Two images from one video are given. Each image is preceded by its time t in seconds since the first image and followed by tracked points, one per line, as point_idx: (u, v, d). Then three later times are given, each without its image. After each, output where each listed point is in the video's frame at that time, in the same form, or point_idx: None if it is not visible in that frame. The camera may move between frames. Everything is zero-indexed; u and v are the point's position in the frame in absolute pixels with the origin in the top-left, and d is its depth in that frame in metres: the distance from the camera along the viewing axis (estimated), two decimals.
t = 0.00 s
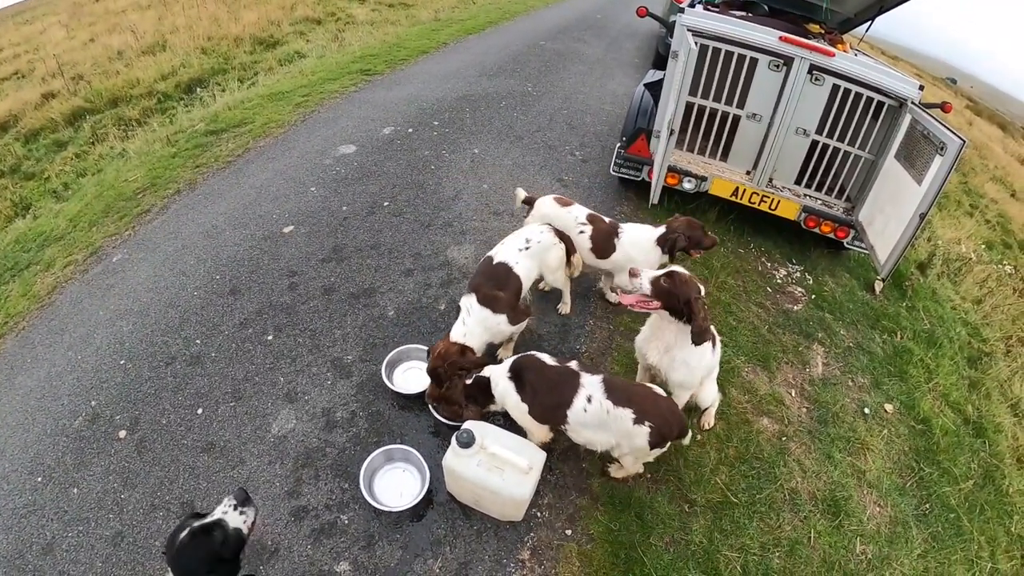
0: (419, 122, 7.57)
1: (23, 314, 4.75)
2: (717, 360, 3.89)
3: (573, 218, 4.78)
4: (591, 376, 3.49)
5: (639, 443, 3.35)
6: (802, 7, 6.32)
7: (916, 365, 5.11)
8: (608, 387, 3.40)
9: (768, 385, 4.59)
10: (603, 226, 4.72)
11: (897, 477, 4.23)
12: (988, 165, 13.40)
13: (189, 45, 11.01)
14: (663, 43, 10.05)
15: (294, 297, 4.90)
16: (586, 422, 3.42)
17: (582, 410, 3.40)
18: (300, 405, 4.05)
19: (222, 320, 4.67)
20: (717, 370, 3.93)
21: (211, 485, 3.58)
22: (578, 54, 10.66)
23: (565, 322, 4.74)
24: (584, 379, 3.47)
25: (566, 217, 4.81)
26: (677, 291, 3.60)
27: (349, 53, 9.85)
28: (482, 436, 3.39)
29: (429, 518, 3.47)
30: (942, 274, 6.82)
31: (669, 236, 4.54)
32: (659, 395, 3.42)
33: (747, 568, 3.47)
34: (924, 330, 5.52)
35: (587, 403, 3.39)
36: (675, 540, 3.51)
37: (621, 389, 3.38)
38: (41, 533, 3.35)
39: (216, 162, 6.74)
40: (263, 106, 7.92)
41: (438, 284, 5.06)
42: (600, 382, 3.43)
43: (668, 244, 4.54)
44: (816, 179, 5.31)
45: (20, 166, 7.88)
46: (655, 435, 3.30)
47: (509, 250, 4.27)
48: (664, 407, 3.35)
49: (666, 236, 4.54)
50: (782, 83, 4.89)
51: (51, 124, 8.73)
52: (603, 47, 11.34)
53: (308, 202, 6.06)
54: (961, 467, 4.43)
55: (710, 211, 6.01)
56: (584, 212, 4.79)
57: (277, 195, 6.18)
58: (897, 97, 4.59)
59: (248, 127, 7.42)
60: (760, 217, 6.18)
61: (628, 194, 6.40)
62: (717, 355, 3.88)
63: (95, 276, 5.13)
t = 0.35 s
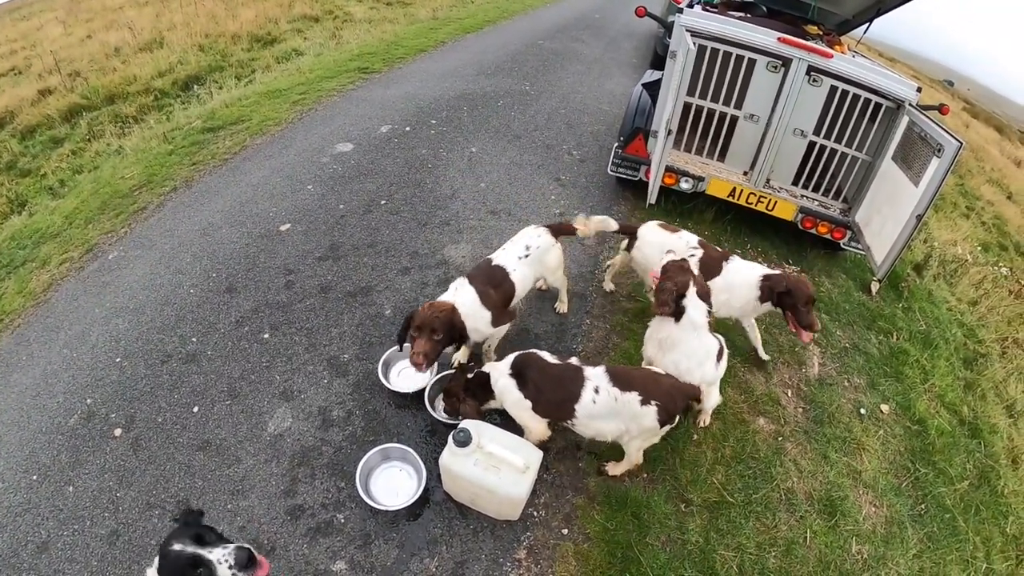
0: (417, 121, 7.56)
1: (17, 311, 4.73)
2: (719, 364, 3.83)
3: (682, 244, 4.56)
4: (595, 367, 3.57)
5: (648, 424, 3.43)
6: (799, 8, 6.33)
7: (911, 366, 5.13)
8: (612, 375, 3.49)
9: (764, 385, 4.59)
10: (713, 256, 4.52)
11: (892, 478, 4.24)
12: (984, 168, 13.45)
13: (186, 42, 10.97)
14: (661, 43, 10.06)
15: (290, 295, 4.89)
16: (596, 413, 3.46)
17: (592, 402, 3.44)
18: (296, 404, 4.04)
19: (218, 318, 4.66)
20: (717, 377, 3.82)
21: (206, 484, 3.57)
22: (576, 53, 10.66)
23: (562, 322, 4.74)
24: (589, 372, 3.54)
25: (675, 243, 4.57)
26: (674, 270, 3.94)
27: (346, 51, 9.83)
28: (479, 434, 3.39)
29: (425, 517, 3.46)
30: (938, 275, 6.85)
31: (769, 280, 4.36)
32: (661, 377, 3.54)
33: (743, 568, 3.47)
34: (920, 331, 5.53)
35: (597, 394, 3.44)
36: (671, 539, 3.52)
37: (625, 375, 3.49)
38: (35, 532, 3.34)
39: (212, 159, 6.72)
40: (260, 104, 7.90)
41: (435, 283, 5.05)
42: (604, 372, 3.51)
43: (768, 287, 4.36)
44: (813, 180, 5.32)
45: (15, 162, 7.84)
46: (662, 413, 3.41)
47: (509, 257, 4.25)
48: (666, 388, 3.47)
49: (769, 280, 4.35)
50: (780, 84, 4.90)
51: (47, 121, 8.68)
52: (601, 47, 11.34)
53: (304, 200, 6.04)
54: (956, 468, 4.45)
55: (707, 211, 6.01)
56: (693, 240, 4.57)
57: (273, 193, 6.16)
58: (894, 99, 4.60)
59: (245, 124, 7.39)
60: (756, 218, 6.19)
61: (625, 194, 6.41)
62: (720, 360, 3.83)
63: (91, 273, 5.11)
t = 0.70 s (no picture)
0: (416, 127, 7.59)
1: (17, 315, 4.74)
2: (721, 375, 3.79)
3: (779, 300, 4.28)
4: (595, 375, 3.58)
5: (648, 428, 3.44)
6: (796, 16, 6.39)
7: (910, 370, 5.15)
8: (611, 382, 3.50)
9: (763, 390, 4.61)
10: (807, 326, 4.13)
11: (892, 481, 4.25)
12: (981, 172, 13.50)
13: (186, 46, 11.01)
14: (659, 50, 10.12)
15: (289, 300, 4.90)
16: (596, 420, 3.47)
17: (591, 409, 3.45)
18: (296, 408, 4.05)
19: (218, 323, 4.67)
20: (718, 388, 3.78)
21: (206, 488, 3.58)
22: (575, 60, 10.71)
23: (561, 327, 4.76)
24: (589, 379, 3.55)
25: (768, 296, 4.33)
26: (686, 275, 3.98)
27: (346, 57, 9.87)
28: (479, 440, 3.40)
29: (425, 522, 3.47)
30: (936, 280, 6.88)
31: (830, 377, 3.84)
32: (662, 383, 3.55)
33: (743, 572, 3.48)
34: (919, 335, 5.56)
35: (596, 401, 3.45)
36: (672, 544, 3.53)
37: (625, 382, 3.49)
38: (34, 536, 3.34)
39: (212, 164, 6.74)
40: (260, 109, 7.93)
41: (435, 288, 5.07)
42: (603, 379, 3.53)
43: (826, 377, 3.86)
44: (811, 186, 5.35)
45: (15, 166, 7.85)
46: (661, 419, 3.42)
47: (487, 254, 4.29)
48: (666, 393, 3.48)
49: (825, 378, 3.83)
50: (777, 90, 4.93)
51: (47, 125, 8.71)
52: (600, 53, 11.40)
53: (304, 205, 6.06)
54: (955, 472, 4.46)
55: (705, 217, 6.04)
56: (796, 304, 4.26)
57: (273, 198, 6.19)
58: (891, 105, 4.64)
59: (245, 129, 7.42)
60: (755, 223, 6.21)
61: (624, 199, 6.43)
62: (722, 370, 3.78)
63: (91, 277, 5.12)
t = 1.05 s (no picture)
0: (414, 126, 7.59)
1: (15, 314, 4.73)
2: (719, 366, 3.84)
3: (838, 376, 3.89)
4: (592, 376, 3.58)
5: (646, 428, 3.46)
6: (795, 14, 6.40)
7: (908, 368, 5.17)
8: (608, 383, 3.51)
9: (761, 388, 4.62)
10: (853, 412, 3.71)
11: (890, 479, 4.27)
12: (978, 171, 13.55)
13: (184, 45, 10.99)
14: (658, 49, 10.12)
15: (288, 299, 4.90)
16: (594, 420, 3.48)
17: (589, 410, 3.46)
18: (295, 407, 4.05)
19: (217, 322, 4.67)
20: (718, 376, 3.86)
21: (206, 487, 3.58)
22: (573, 59, 10.71)
23: (560, 325, 4.77)
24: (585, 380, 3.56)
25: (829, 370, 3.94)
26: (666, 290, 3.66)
27: (344, 56, 9.86)
28: (479, 438, 3.41)
29: (425, 520, 3.47)
30: (933, 278, 6.90)
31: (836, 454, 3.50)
32: (658, 381, 3.57)
33: (742, 569, 3.50)
34: (916, 333, 5.58)
35: (592, 403, 3.46)
36: (671, 541, 3.54)
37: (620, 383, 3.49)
38: (33, 536, 3.34)
39: (210, 163, 6.73)
40: (258, 108, 7.92)
41: (434, 287, 5.07)
42: (600, 381, 3.53)
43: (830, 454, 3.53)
44: (809, 185, 5.36)
45: (12, 165, 7.83)
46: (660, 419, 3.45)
47: (502, 238, 4.45)
48: (663, 393, 3.49)
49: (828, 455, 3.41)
50: (776, 89, 4.94)
51: (45, 124, 8.69)
52: (598, 52, 11.40)
53: (303, 204, 6.06)
54: (952, 469, 4.48)
55: (703, 216, 6.05)
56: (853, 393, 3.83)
57: (272, 196, 6.18)
58: (889, 104, 4.66)
59: (243, 128, 7.41)
60: (753, 222, 6.22)
61: (623, 198, 6.44)
62: (719, 360, 3.84)
63: (89, 277, 5.11)
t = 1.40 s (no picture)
0: (415, 131, 7.62)
1: (16, 317, 4.75)
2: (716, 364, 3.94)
3: (860, 504, 3.20)
4: (592, 382, 3.61)
5: (649, 435, 3.47)
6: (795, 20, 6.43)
7: (908, 374, 5.18)
8: (610, 388, 3.53)
9: (762, 394, 4.63)
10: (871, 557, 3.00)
11: (891, 484, 4.27)
12: (978, 176, 13.58)
13: (186, 50, 11.05)
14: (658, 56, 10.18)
15: (290, 304, 4.92)
16: (596, 426, 3.50)
17: (591, 416, 3.48)
18: (296, 412, 4.06)
19: (218, 326, 4.68)
20: (717, 375, 3.96)
21: (207, 492, 3.58)
22: (574, 65, 10.76)
23: (561, 331, 4.78)
24: (587, 387, 3.58)
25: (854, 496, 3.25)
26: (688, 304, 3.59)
27: (345, 61, 9.90)
28: (481, 443, 3.42)
29: (426, 526, 3.48)
30: (934, 284, 6.92)
31: None
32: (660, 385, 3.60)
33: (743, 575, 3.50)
34: (916, 339, 5.60)
35: (597, 408, 3.47)
36: (672, 547, 3.54)
37: (621, 388, 3.51)
38: (33, 539, 3.34)
39: (212, 167, 6.76)
40: (260, 113, 7.95)
41: (435, 293, 5.08)
42: (601, 386, 3.55)
43: None
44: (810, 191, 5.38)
45: (14, 168, 7.86)
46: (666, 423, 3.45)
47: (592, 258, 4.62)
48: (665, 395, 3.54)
49: None
50: (776, 96, 4.96)
51: (47, 127, 8.73)
52: (599, 59, 11.45)
53: (304, 209, 6.09)
54: (953, 474, 4.49)
55: (704, 222, 6.07)
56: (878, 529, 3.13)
57: (273, 202, 6.20)
58: (889, 111, 4.68)
59: (245, 133, 7.44)
60: (754, 228, 6.25)
61: (624, 205, 6.46)
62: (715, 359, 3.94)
63: (90, 280, 5.13)
